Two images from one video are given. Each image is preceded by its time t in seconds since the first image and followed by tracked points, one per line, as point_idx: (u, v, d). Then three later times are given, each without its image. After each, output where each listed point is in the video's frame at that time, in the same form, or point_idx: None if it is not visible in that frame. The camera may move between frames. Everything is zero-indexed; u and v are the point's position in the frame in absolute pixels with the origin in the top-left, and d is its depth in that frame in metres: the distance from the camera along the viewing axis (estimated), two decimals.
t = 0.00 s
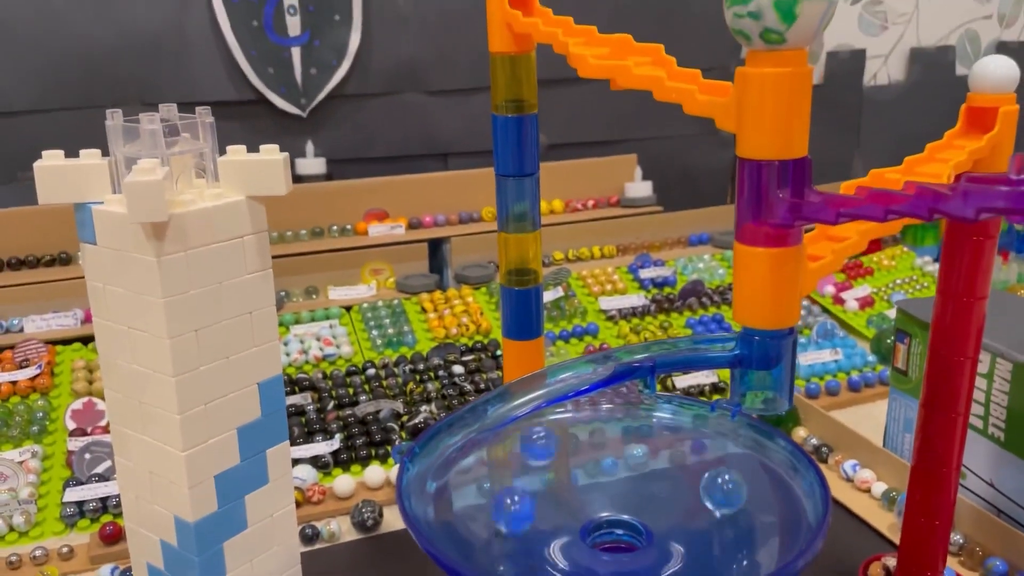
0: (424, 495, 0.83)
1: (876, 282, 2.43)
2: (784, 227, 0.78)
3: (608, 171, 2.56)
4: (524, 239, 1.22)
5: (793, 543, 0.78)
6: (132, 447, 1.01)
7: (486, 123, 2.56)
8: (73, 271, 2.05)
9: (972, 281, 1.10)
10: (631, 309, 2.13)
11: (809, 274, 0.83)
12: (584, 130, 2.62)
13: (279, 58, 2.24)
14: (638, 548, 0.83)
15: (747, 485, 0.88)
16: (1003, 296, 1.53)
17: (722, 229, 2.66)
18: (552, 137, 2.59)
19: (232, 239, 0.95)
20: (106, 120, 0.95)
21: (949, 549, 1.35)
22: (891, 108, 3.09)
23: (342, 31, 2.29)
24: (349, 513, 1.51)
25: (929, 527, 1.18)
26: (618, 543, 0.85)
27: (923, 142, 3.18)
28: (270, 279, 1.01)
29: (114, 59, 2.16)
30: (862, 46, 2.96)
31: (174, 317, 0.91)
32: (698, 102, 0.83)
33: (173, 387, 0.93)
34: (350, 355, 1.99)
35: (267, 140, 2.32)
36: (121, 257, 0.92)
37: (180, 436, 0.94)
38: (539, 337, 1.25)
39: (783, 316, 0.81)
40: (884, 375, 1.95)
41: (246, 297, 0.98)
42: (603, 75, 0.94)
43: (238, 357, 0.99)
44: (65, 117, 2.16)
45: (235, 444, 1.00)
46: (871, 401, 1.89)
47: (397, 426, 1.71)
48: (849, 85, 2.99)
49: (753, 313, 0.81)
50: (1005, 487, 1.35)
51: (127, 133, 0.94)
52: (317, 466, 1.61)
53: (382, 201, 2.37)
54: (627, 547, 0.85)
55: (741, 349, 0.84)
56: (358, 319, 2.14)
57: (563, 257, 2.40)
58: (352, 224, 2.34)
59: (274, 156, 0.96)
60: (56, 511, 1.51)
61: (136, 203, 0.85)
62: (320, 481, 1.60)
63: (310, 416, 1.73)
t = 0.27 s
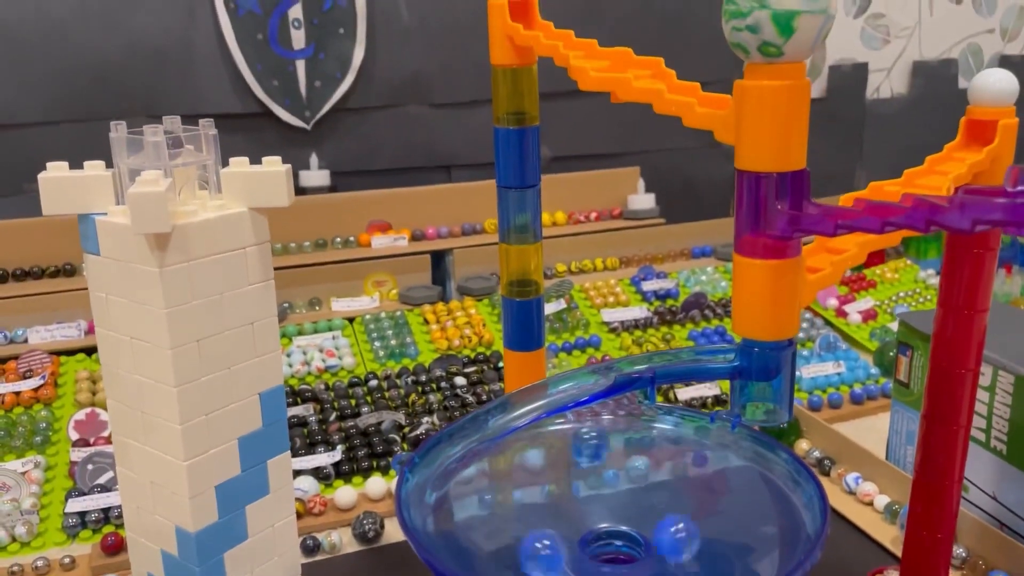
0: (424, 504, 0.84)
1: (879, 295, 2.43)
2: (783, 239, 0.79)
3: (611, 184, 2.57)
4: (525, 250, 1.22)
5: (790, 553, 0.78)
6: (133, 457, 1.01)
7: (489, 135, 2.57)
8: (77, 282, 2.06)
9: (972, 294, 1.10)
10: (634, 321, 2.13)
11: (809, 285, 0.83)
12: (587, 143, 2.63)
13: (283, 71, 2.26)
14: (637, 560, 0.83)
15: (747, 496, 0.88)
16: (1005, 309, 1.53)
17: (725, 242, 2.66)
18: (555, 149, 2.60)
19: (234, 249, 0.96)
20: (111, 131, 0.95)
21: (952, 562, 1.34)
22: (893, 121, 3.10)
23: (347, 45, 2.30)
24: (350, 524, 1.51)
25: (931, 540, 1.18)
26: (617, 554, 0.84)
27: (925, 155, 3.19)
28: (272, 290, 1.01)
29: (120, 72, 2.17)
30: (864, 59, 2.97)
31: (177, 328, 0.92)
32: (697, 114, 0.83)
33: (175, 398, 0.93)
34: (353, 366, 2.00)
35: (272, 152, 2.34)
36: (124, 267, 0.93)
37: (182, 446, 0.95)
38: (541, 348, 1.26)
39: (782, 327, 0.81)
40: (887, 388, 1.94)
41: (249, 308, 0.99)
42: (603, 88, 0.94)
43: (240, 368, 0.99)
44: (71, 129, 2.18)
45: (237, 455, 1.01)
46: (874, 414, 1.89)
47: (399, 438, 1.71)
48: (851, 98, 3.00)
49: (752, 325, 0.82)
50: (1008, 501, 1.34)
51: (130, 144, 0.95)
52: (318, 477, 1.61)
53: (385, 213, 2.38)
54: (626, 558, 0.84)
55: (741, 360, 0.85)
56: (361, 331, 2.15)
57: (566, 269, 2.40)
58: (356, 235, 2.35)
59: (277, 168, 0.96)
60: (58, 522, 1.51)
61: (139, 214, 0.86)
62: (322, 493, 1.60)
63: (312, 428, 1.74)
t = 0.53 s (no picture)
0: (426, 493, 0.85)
1: (879, 301, 2.44)
2: (779, 234, 0.80)
3: (613, 190, 2.58)
4: (526, 249, 1.24)
5: (784, 539, 0.79)
6: (138, 450, 1.02)
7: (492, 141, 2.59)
8: (83, 285, 2.08)
9: (969, 294, 1.11)
10: (635, 325, 2.14)
11: (805, 280, 0.85)
12: (589, 149, 2.65)
13: (287, 76, 2.28)
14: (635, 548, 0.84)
15: (744, 488, 0.90)
16: (1002, 311, 1.54)
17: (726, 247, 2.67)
18: (557, 155, 2.62)
19: (240, 246, 0.98)
20: (119, 129, 0.97)
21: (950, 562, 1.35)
22: (894, 129, 3.11)
23: (351, 50, 2.33)
24: (352, 523, 1.52)
25: (929, 539, 1.18)
26: (615, 543, 0.85)
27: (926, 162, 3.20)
28: (277, 286, 1.03)
29: (127, 77, 2.20)
30: (865, 67, 2.99)
31: (182, 322, 0.93)
32: (695, 112, 0.84)
33: (181, 391, 0.95)
34: (355, 368, 2.01)
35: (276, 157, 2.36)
36: (131, 262, 0.94)
37: (186, 438, 0.96)
38: (542, 346, 1.27)
39: (778, 321, 0.82)
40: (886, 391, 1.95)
41: (253, 304, 1.00)
42: (603, 88, 0.96)
43: (244, 363, 1.01)
44: (78, 133, 2.20)
45: (241, 448, 1.02)
46: (873, 418, 1.89)
47: (400, 439, 1.72)
48: (852, 106, 3.01)
49: (749, 319, 0.83)
50: (1006, 501, 1.35)
51: (138, 141, 0.97)
52: (320, 477, 1.62)
53: (388, 217, 2.39)
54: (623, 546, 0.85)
55: (738, 354, 0.86)
56: (363, 333, 2.16)
57: (567, 273, 2.42)
58: (359, 239, 2.36)
59: (282, 165, 0.98)
60: (62, 520, 1.53)
61: (147, 209, 0.87)
62: (324, 492, 1.61)
63: (315, 428, 1.75)
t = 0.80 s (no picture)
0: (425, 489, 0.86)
1: (878, 307, 2.45)
2: (773, 237, 0.81)
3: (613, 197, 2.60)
4: (526, 253, 1.25)
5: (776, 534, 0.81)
6: (141, 450, 1.03)
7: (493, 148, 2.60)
8: (86, 288, 2.09)
9: (964, 299, 1.12)
10: (634, 331, 2.16)
11: (800, 283, 0.86)
12: (589, 156, 2.66)
13: (291, 82, 2.30)
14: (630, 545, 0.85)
15: (737, 486, 0.90)
16: (998, 317, 1.55)
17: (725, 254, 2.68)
18: (557, 162, 2.63)
19: (243, 248, 0.99)
20: (124, 132, 0.99)
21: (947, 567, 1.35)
22: (894, 137, 3.12)
23: (353, 57, 2.35)
24: (352, 525, 1.53)
25: (924, 542, 1.19)
26: (611, 541, 0.87)
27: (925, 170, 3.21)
28: (279, 288, 1.04)
29: (131, 83, 2.22)
30: (864, 75, 3.01)
31: (186, 322, 0.95)
32: (691, 117, 0.86)
33: (183, 391, 0.96)
34: (356, 372, 2.03)
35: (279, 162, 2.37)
36: (135, 264, 0.96)
37: (188, 438, 0.97)
38: (541, 349, 1.28)
39: (772, 323, 0.84)
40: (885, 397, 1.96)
41: (255, 305, 1.02)
42: (601, 93, 0.97)
43: (246, 364, 1.02)
44: (82, 137, 2.22)
45: (243, 448, 1.03)
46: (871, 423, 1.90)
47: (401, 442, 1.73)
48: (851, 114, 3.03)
49: (743, 321, 0.84)
50: (1002, 506, 1.36)
51: (144, 145, 0.98)
52: (321, 479, 1.63)
53: (390, 222, 2.41)
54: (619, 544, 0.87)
55: (733, 356, 0.87)
56: (364, 337, 2.17)
57: (567, 279, 2.43)
58: (360, 244, 2.38)
59: (284, 169, 1.00)
60: (64, 521, 1.54)
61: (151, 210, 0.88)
62: (324, 494, 1.62)
63: (316, 432, 1.76)
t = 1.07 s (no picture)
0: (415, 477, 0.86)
1: (875, 309, 2.46)
2: (763, 228, 0.82)
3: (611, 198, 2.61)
4: (521, 249, 1.26)
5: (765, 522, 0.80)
6: (135, 442, 1.04)
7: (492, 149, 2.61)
8: (85, 287, 2.10)
9: (957, 292, 1.12)
10: (632, 331, 2.17)
11: (790, 276, 0.86)
12: (588, 157, 2.67)
13: (290, 83, 2.31)
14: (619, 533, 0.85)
15: (727, 477, 0.90)
16: (994, 316, 1.55)
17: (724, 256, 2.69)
18: (556, 163, 2.64)
19: (237, 240, 1.00)
20: (121, 125, 0.99)
21: (941, 565, 1.36)
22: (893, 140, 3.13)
23: (353, 58, 2.36)
24: (348, 522, 1.53)
25: (918, 538, 1.19)
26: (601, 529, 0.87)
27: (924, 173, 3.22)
28: (273, 281, 1.04)
29: (131, 83, 2.23)
30: (863, 79, 3.02)
31: (180, 314, 0.95)
32: (683, 110, 0.86)
33: (178, 381, 0.96)
34: (354, 371, 2.03)
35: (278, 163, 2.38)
36: (130, 256, 0.96)
37: (183, 430, 0.97)
38: (536, 346, 1.29)
39: (764, 315, 0.84)
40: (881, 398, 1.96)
41: (250, 298, 1.02)
42: (594, 88, 0.98)
43: (241, 356, 1.02)
44: (82, 137, 2.23)
45: (237, 441, 1.04)
46: (868, 424, 1.91)
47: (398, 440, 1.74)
48: (850, 117, 3.04)
49: (734, 312, 0.85)
50: (996, 504, 1.36)
51: (140, 138, 0.99)
52: (318, 477, 1.64)
53: (388, 223, 2.42)
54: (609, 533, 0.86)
55: (724, 348, 0.87)
56: (362, 337, 2.18)
57: (565, 280, 2.44)
58: (359, 245, 2.38)
59: (280, 163, 1.00)
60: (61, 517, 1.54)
61: (146, 202, 0.89)
62: (320, 492, 1.63)
63: (312, 430, 1.77)
